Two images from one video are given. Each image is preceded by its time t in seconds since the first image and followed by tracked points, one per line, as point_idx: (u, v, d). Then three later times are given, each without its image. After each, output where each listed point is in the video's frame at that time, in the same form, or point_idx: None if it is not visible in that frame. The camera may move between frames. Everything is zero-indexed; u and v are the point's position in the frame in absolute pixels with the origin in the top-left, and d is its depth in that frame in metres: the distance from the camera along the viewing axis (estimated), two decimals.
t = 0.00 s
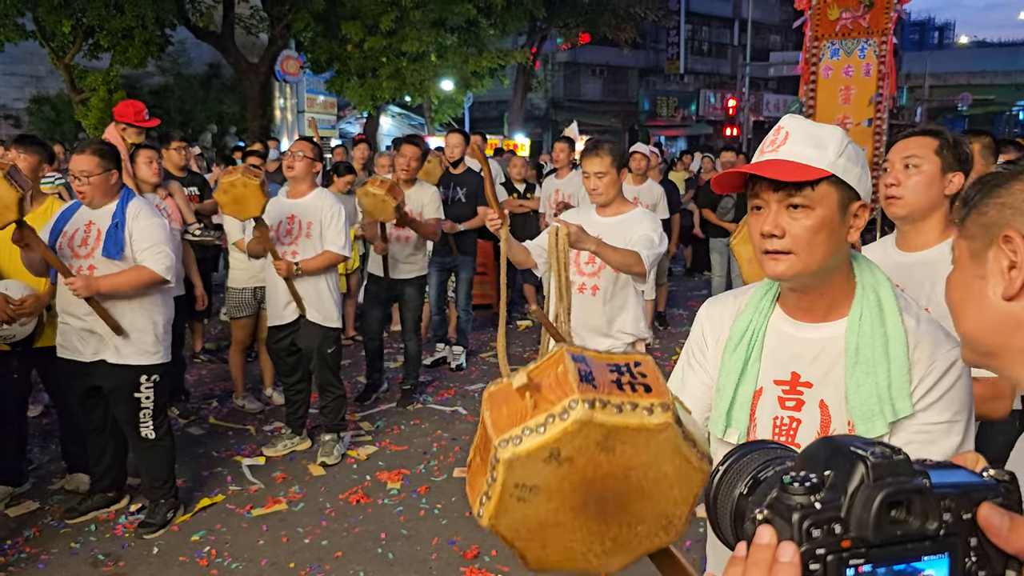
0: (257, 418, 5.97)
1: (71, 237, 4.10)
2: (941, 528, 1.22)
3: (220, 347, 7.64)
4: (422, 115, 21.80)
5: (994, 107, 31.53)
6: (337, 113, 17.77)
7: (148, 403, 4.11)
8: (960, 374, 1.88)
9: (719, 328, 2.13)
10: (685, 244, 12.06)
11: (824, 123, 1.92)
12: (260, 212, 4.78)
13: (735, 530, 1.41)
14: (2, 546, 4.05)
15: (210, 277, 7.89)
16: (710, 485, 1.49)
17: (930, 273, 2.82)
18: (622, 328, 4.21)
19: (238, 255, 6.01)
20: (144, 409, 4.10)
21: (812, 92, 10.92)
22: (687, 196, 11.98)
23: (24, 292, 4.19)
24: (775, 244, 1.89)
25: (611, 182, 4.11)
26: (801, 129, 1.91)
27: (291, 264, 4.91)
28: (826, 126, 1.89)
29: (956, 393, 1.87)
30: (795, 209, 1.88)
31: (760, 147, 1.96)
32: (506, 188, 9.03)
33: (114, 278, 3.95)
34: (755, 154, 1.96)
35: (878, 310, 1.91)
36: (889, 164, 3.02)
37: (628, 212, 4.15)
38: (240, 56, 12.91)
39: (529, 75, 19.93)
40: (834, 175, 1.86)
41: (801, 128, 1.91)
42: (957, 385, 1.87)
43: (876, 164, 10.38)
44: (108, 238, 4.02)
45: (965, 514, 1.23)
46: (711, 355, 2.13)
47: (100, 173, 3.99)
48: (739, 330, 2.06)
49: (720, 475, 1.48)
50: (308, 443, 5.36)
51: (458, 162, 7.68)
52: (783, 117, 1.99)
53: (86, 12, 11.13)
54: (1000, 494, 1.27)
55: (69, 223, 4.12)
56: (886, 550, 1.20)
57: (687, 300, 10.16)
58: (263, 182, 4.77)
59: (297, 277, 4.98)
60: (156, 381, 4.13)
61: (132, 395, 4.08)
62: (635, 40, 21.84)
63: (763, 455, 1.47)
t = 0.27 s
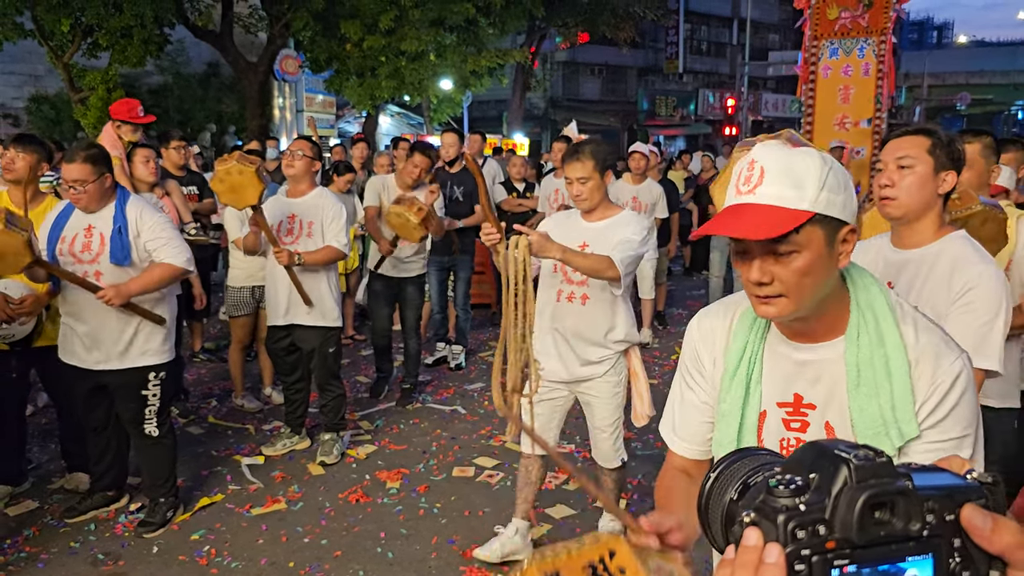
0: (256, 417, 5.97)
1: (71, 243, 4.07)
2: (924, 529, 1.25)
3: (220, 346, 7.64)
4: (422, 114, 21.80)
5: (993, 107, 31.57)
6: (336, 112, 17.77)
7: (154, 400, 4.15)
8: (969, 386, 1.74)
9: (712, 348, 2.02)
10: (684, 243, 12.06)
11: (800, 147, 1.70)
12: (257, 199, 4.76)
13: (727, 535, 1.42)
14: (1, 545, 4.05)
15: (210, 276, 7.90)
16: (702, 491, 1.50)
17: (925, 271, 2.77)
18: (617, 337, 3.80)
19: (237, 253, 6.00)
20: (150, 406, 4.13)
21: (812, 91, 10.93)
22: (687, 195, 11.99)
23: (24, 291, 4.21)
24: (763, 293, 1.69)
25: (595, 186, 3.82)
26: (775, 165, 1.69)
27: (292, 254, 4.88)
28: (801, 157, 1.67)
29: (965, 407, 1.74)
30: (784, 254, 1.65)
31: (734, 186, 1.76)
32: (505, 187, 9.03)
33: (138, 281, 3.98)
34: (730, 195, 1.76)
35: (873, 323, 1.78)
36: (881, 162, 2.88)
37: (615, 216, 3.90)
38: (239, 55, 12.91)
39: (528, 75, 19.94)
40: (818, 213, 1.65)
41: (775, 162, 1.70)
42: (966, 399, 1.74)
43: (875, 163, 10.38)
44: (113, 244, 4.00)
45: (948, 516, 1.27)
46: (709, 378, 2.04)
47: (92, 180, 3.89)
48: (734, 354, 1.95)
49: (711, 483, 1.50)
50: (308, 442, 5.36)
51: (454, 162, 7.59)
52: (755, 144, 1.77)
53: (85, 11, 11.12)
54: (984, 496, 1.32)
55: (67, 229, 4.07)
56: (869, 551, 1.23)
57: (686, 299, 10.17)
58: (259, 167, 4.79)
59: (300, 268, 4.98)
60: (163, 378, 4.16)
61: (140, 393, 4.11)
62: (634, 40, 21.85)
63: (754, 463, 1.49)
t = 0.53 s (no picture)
0: (256, 414, 5.96)
1: (72, 249, 4.02)
2: (914, 525, 1.24)
3: (220, 343, 7.63)
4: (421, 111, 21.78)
5: (993, 103, 31.59)
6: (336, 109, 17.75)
7: (160, 395, 4.15)
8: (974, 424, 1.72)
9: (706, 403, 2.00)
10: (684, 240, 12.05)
11: (747, 252, 1.60)
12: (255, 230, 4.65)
13: (720, 534, 1.41)
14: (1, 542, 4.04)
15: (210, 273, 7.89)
16: (697, 490, 1.48)
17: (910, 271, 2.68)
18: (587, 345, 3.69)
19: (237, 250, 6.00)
20: (155, 401, 4.13)
21: (812, 88, 10.92)
22: (687, 191, 11.99)
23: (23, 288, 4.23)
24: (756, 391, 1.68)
25: (551, 193, 3.62)
26: (723, 285, 1.60)
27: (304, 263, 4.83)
28: (749, 267, 1.58)
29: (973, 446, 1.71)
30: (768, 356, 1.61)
31: (690, 307, 1.68)
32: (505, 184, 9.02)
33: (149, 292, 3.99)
34: (689, 314, 1.69)
35: (867, 373, 1.76)
36: (851, 170, 2.78)
37: (574, 220, 3.74)
38: (238, 52, 12.90)
39: (528, 72, 19.92)
40: (783, 324, 1.59)
41: (724, 277, 1.61)
42: (972, 437, 1.71)
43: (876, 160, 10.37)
44: (115, 249, 3.96)
45: (938, 512, 1.26)
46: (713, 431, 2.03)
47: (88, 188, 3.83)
48: (730, 409, 1.92)
49: (706, 482, 1.47)
50: (308, 439, 5.35)
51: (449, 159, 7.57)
52: (696, 255, 1.67)
53: (84, 7, 11.09)
54: (973, 492, 1.30)
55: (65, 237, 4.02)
56: (860, 547, 1.22)
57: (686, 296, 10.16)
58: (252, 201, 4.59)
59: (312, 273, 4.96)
60: (170, 373, 4.17)
61: (146, 388, 4.12)
62: (634, 36, 21.82)
63: (749, 462, 1.47)
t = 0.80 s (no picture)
0: (255, 411, 5.96)
1: (72, 258, 3.99)
2: (911, 524, 1.25)
3: (218, 340, 7.63)
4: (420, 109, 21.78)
5: (991, 101, 31.61)
6: (335, 106, 17.74)
7: (164, 392, 4.15)
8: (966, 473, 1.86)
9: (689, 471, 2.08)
10: (683, 237, 12.06)
11: (705, 412, 1.70)
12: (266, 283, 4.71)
13: (718, 533, 1.41)
14: None
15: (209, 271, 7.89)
16: (695, 490, 1.48)
17: (889, 282, 2.61)
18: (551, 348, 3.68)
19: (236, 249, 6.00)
20: (159, 397, 4.14)
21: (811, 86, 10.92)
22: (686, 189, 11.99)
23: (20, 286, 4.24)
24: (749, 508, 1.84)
25: (496, 211, 3.43)
26: (686, 442, 1.72)
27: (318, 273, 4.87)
28: (707, 424, 1.69)
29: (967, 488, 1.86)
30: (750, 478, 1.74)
31: (664, 454, 1.82)
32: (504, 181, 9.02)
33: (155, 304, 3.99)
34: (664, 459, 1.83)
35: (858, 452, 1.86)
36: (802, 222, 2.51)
37: (524, 233, 3.56)
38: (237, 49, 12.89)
39: (527, 69, 19.91)
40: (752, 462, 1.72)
41: (685, 433, 1.73)
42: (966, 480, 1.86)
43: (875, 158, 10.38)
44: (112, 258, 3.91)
45: (934, 511, 1.26)
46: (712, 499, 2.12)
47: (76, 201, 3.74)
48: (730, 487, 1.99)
49: (705, 484, 1.46)
50: (307, 437, 5.36)
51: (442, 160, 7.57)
52: (661, 417, 1.75)
53: (83, 4, 11.08)
54: (970, 493, 1.31)
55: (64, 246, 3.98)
56: (857, 546, 1.22)
57: (685, 294, 10.17)
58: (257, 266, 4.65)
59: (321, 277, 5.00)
60: (174, 370, 4.18)
61: (150, 384, 4.12)
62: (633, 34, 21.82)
63: (747, 462, 1.46)
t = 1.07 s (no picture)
0: (252, 411, 5.95)
1: (72, 265, 3.98)
2: (906, 527, 1.24)
3: (216, 339, 7.61)
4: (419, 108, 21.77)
5: (990, 102, 31.64)
6: (333, 106, 17.72)
7: (165, 390, 4.19)
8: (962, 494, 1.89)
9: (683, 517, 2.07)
10: (682, 237, 12.07)
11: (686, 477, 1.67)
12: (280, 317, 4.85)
13: (715, 537, 1.41)
14: None
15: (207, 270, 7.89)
16: (691, 495, 1.47)
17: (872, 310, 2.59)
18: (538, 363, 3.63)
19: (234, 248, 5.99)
20: (160, 396, 4.17)
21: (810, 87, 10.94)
22: (685, 189, 12.01)
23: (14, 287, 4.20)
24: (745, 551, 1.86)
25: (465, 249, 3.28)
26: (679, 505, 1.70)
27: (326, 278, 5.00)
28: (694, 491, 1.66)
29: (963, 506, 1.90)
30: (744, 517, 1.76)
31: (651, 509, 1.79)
32: (503, 181, 9.03)
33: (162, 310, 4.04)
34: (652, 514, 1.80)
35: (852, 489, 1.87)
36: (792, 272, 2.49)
37: (495, 268, 3.44)
38: (236, 48, 12.88)
39: (527, 69, 19.90)
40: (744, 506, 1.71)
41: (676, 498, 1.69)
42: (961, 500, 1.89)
43: (873, 158, 10.38)
44: (109, 264, 3.90)
45: (930, 513, 1.26)
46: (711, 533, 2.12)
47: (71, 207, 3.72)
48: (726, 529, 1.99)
49: (699, 487, 1.47)
50: (305, 436, 5.35)
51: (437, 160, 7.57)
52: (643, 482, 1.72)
53: (81, 3, 11.07)
54: (966, 494, 1.29)
55: (61, 252, 3.96)
56: (852, 549, 1.22)
57: (684, 294, 10.17)
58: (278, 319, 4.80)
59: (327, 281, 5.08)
60: (176, 369, 4.21)
61: (152, 382, 4.15)
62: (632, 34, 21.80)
63: (741, 466, 1.45)
